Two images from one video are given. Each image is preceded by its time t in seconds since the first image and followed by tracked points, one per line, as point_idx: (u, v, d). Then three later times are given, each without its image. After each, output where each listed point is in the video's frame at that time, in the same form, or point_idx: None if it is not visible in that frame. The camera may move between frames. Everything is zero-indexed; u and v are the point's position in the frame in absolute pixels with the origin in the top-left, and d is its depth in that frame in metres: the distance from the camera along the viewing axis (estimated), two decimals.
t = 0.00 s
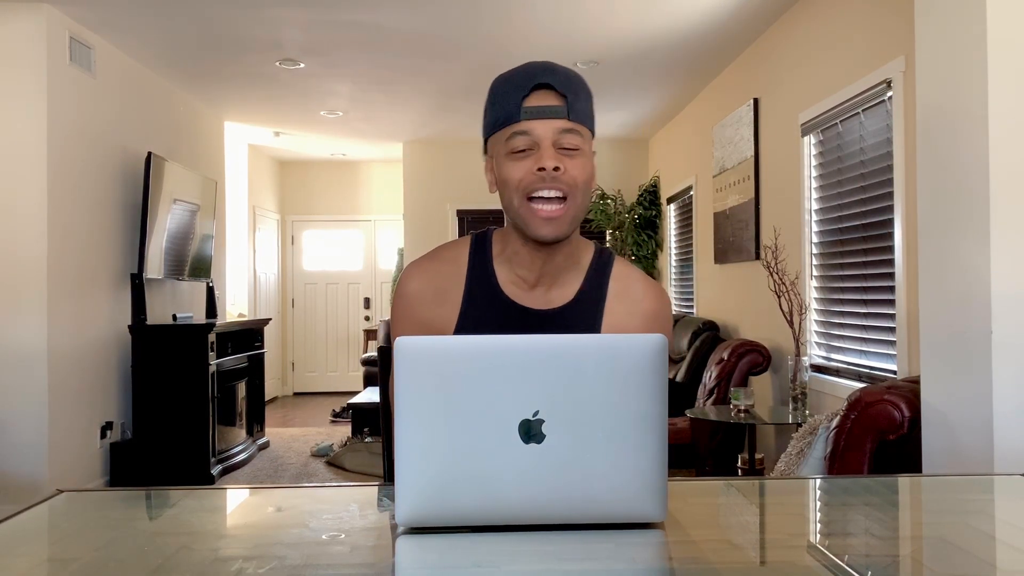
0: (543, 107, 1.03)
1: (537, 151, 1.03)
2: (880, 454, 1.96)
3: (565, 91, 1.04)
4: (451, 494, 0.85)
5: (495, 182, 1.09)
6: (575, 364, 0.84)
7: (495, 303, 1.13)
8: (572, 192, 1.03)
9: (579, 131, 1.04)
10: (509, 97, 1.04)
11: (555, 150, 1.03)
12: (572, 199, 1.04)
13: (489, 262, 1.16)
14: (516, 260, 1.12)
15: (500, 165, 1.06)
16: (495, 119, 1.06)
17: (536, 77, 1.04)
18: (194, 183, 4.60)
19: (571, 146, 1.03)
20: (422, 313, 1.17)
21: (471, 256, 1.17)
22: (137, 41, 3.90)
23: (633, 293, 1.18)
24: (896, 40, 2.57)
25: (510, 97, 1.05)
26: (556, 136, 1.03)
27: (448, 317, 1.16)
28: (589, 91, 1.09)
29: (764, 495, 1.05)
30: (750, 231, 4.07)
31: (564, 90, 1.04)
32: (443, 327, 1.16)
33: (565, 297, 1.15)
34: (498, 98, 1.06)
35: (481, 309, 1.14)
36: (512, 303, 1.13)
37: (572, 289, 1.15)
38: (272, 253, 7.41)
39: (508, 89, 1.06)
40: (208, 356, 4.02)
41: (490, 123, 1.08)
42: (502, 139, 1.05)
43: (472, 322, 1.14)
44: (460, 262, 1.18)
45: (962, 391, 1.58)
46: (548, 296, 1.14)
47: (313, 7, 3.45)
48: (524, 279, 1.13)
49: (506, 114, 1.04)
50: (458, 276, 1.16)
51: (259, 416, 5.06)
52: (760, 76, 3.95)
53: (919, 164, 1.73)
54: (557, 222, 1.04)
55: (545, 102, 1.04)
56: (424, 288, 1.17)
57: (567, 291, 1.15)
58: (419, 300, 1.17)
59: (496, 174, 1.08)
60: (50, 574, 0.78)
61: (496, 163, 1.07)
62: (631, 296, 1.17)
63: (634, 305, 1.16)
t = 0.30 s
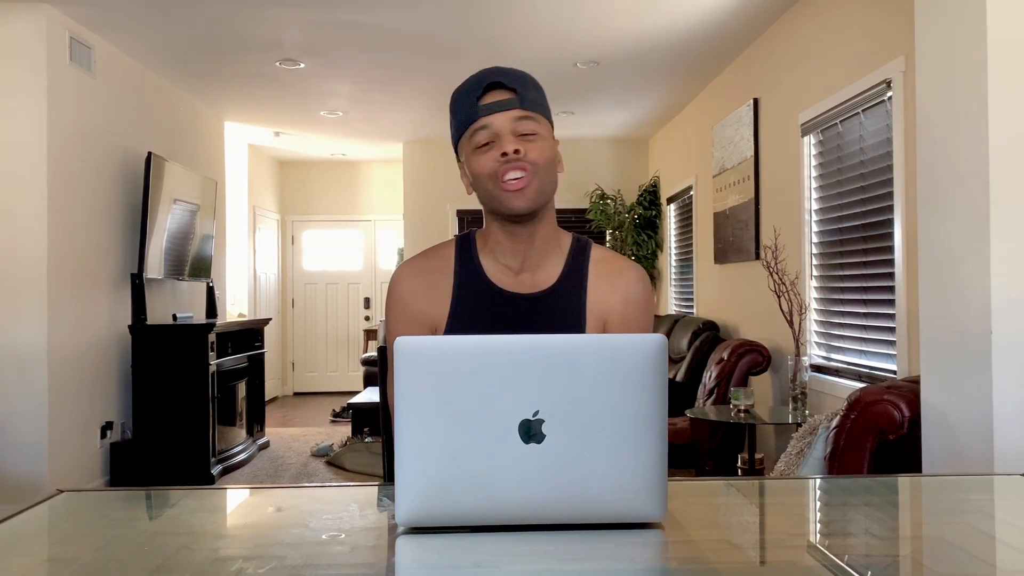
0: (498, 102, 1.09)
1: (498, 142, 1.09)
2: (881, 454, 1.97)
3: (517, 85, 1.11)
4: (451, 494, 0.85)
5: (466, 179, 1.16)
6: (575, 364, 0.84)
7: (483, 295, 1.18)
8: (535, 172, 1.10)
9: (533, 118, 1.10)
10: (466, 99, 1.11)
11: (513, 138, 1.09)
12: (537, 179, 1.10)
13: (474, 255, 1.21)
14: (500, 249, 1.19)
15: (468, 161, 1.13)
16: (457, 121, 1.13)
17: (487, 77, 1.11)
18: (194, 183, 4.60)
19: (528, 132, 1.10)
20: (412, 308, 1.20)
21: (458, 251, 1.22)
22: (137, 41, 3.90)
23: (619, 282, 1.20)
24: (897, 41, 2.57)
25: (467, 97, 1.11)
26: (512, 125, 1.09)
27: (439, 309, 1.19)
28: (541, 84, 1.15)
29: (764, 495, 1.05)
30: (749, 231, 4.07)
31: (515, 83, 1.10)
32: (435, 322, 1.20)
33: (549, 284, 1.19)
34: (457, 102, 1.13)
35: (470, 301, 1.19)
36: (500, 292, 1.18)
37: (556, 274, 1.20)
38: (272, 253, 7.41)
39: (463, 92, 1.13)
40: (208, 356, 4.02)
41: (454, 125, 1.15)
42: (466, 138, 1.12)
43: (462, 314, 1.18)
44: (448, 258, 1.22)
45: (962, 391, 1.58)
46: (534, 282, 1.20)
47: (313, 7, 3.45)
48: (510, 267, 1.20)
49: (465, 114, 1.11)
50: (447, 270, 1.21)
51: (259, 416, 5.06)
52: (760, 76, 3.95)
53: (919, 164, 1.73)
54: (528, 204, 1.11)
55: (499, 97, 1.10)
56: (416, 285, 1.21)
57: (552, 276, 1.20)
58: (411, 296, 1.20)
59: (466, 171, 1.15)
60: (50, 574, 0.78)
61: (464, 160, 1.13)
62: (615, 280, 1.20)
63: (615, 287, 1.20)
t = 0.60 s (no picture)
0: (481, 125, 1.13)
1: (483, 165, 1.13)
2: (880, 454, 1.97)
3: (496, 106, 1.14)
4: (451, 494, 0.85)
5: (454, 198, 1.19)
6: (575, 364, 0.84)
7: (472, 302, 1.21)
8: (520, 192, 1.13)
9: (516, 138, 1.14)
10: (450, 122, 1.14)
11: (498, 160, 1.13)
12: (523, 199, 1.14)
13: (462, 266, 1.25)
14: (484, 260, 1.22)
15: (455, 184, 1.16)
16: (441, 145, 1.16)
17: (468, 100, 1.14)
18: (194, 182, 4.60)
19: (512, 153, 1.14)
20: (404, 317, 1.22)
21: (446, 262, 1.25)
22: (137, 41, 3.90)
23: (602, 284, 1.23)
24: (897, 40, 2.57)
25: (450, 120, 1.14)
26: (497, 147, 1.13)
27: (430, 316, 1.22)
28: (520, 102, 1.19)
29: (764, 495, 1.05)
30: (749, 232, 4.07)
31: (495, 105, 1.14)
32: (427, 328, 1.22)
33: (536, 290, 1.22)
34: (440, 126, 1.16)
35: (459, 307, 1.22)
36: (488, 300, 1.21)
37: (543, 281, 1.23)
38: (272, 253, 7.41)
39: (445, 115, 1.16)
40: (208, 356, 4.02)
41: (439, 148, 1.18)
42: (451, 161, 1.15)
43: (452, 321, 1.21)
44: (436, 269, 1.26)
45: (963, 392, 1.58)
46: (521, 290, 1.23)
47: (313, 7, 3.45)
48: (496, 277, 1.23)
49: (449, 139, 1.14)
50: (436, 281, 1.24)
51: (259, 416, 5.05)
52: (760, 76, 3.95)
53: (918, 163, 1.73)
54: (516, 224, 1.14)
55: (482, 120, 1.14)
56: (407, 296, 1.24)
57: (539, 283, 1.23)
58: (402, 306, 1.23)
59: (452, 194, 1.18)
60: (50, 573, 0.78)
61: (451, 183, 1.16)
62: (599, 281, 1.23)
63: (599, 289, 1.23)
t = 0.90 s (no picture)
0: (473, 118, 1.13)
1: (474, 155, 1.13)
2: (881, 454, 1.97)
3: (491, 101, 1.15)
4: (451, 493, 0.85)
5: (449, 190, 1.20)
6: (575, 364, 0.84)
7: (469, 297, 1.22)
8: (509, 184, 1.13)
9: (507, 132, 1.14)
10: (444, 115, 1.15)
11: (488, 152, 1.13)
12: (512, 191, 1.14)
13: (461, 263, 1.25)
14: (483, 255, 1.23)
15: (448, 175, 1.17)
16: (437, 137, 1.17)
17: (463, 94, 1.15)
18: (194, 183, 4.60)
19: (502, 146, 1.14)
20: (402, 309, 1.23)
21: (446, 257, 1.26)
22: (137, 41, 3.90)
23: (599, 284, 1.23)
24: (897, 40, 2.57)
25: (444, 113, 1.15)
26: (488, 140, 1.13)
27: (428, 310, 1.23)
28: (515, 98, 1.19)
29: (764, 495, 1.05)
30: (749, 232, 4.07)
31: (489, 100, 1.14)
32: (424, 322, 1.23)
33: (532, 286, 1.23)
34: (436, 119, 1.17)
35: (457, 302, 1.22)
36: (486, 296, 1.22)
37: (538, 278, 1.23)
38: (272, 253, 7.41)
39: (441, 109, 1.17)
40: (208, 356, 4.02)
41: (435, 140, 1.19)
42: (445, 153, 1.16)
43: (450, 316, 1.22)
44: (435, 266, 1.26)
45: (963, 391, 1.58)
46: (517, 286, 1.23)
47: (314, 7, 3.45)
48: (494, 272, 1.24)
49: (443, 131, 1.15)
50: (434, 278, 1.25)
51: (259, 416, 5.05)
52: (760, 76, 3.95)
53: (918, 164, 1.73)
54: (502, 212, 1.15)
55: (476, 113, 1.14)
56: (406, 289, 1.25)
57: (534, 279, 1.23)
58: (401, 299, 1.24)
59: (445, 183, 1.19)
60: (50, 574, 0.78)
61: (444, 172, 1.17)
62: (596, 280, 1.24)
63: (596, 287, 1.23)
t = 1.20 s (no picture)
0: (512, 117, 1.12)
1: (513, 155, 1.12)
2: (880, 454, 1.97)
3: (524, 105, 1.15)
4: (452, 493, 0.85)
5: (471, 187, 1.17)
6: (575, 364, 0.84)
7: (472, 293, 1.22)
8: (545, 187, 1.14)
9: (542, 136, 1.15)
10: (481, 112, 1.12)
11: (528, 153, 1.12)
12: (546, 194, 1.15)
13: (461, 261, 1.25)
14: (487, 253, 1.23)
15: (479, 172, 1.13)
16: (468, 132, 1.13)
17: (500, 94, 1.13)
18: (194, 183, 4.60)
19: (539, 149, 1.14)
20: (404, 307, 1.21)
21: (445, 257, 1.25)
22: (137, 41, 3.90)
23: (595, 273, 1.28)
24: (897, 40, 2.57)
25: (481, 110, 1.13)
26: (527, 141, 1.13)
27: (431, 307, 1.21)
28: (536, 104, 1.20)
29: (763, 495, 1.05)
30: (749, 232, 4.07)
31: (524, 103, 1.15)
32: (427, 321, 1.22)
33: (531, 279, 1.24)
34: (468, 115, 1.14)
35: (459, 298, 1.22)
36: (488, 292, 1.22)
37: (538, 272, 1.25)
38: (272, 253, 7.41)
39: (473, 106, 1.14)
40: (208, 356, 4.02)
41: (462, 136, 1.15)
42: (479, 149, 1.13)
43: (452, 312, 1.21)
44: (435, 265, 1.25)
45: (963, 391, 1.58)
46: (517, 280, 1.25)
47: (314, 7, 3.45)
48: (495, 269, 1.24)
49: (479, 127, 1.12)
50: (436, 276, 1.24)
51: (259, 416, 5.05)
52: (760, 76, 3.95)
53: (918, 165, 1.74)
54: (536, 214, 1.15)
55: (511, 114, 1.14)
56: (408, 288, 1.23)
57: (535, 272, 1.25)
58: (404, 296, 1.22)
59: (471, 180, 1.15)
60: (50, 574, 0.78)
61: (473, 169, 1.14)
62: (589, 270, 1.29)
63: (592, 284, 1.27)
